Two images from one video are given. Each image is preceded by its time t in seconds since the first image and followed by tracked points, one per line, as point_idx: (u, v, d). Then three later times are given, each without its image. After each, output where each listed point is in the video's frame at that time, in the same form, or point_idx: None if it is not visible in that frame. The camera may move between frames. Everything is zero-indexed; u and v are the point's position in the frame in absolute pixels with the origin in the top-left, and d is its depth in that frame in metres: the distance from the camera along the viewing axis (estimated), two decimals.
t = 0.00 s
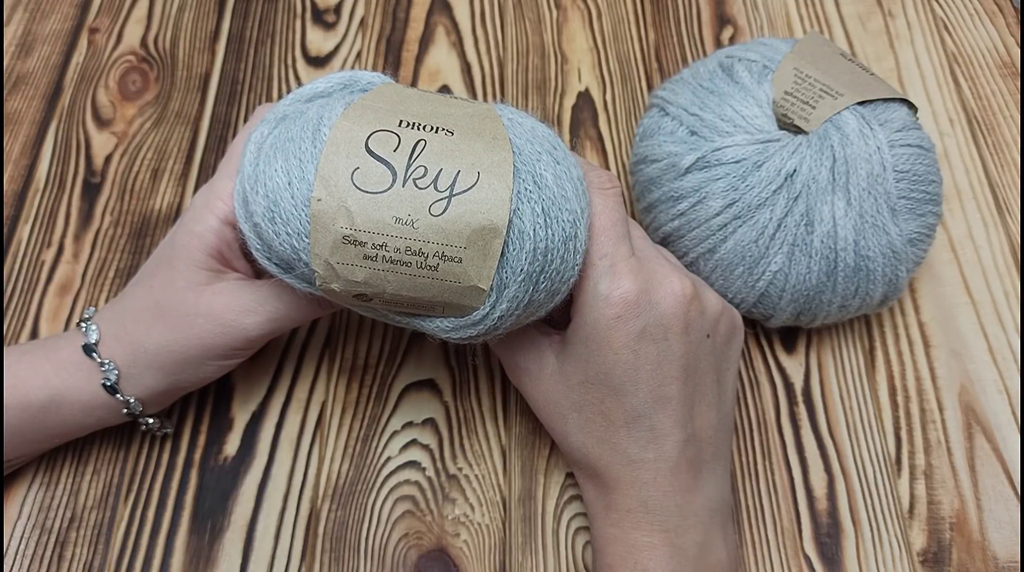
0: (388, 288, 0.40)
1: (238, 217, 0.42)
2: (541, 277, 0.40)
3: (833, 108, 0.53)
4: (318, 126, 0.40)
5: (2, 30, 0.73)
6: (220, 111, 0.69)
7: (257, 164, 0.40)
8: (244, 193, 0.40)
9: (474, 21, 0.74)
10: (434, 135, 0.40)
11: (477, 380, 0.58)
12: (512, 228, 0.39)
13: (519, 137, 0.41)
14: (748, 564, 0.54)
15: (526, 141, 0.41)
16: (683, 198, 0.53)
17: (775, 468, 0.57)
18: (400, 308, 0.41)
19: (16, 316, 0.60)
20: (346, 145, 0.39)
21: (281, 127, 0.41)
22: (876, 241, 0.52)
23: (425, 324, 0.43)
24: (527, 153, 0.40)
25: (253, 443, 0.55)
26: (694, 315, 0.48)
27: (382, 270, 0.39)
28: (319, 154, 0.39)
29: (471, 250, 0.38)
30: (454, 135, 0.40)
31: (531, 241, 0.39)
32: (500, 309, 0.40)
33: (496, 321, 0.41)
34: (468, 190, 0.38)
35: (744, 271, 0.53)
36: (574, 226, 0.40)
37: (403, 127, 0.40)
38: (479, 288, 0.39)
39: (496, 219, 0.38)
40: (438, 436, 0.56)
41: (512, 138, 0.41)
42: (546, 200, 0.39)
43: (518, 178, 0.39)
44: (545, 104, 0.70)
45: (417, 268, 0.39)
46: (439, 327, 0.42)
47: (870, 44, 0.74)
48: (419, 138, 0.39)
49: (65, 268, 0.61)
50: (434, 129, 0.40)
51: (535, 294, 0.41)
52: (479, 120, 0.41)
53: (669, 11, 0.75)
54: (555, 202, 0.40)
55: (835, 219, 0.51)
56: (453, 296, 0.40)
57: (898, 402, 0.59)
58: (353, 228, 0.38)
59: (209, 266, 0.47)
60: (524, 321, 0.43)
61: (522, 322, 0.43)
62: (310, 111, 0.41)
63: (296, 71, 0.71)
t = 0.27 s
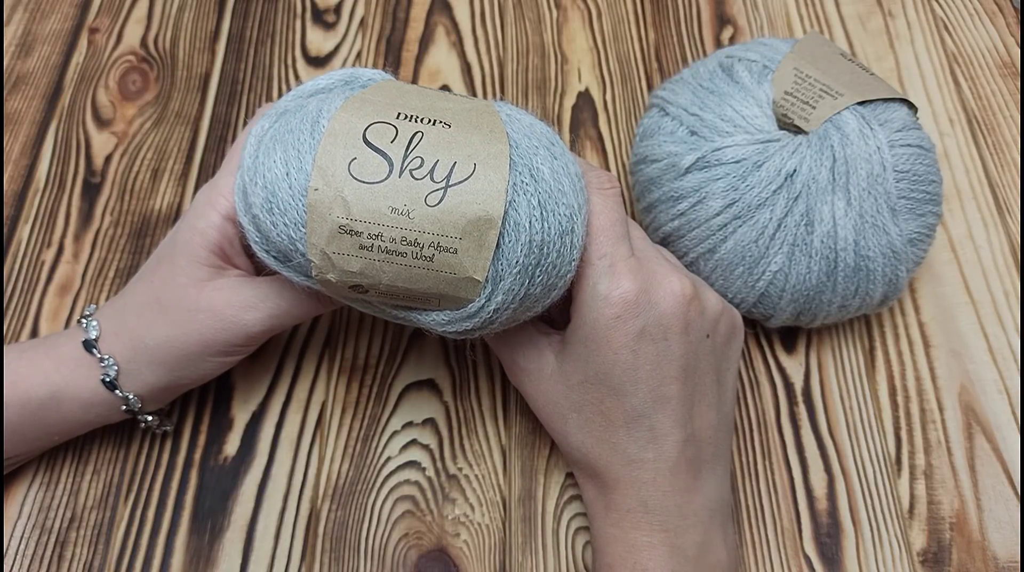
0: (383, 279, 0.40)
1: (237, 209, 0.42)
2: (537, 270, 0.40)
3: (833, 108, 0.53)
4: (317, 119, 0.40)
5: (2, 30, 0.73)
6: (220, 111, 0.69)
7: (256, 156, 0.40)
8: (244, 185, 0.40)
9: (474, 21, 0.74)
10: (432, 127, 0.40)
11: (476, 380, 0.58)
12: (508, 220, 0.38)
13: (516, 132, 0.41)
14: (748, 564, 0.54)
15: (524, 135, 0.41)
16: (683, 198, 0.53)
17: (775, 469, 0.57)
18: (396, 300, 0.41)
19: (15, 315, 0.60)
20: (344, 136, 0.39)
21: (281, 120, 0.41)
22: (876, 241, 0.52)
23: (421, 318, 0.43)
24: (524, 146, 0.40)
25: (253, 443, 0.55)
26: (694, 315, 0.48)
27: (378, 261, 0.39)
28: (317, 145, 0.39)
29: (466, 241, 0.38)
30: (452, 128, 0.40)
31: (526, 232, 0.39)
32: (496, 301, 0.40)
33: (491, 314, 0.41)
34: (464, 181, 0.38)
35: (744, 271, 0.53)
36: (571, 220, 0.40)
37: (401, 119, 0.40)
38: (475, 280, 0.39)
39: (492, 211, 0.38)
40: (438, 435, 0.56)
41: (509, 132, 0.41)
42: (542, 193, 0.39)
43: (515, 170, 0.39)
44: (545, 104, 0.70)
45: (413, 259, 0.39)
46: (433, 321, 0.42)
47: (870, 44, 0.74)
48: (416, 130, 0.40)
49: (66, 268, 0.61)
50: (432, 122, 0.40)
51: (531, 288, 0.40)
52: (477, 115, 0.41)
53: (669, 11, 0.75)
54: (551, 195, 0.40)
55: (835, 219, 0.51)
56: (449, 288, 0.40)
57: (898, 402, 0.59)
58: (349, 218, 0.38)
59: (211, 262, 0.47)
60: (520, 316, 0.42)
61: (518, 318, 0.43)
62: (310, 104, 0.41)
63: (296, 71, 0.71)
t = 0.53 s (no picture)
0: (367, 235, 0.40)
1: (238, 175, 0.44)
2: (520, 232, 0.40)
3: (833, 108, 0.53)
4: (314, 85, 0.42)
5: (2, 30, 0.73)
6: (220, 111, 0.69)
7: (256, 122, 0.42)
8: (243, 150, 0.42)
9: (474, 21, 0.74)
10: (423, 92, 0.42)
11: (477, 380, 0.58)
12: (491, 177, 0.39)
13: (507, 105, 0.42)
14: (748, 564, 0.54)
15: (514, 109, 0.42)
16: (683, 198, 0.53)
17: (775, 469, 0.57)
18: (380, 262, 0.41)
19: (15, 314, 0.60)
20: (337, 97, 0.41)
21: (283, 91, 0.43)
22: (876, 241, 0.52)
23: (405, 285, 0.42)
24: (512, 116, 0.42)
25: (253, 443, 0.55)
26: (693, 315, 0.47)
27: (362, 213, 0.39)
28: (311, 105, 0.41)
29: (448, 195, 0.39)
30: (442, 94, 0.42)
31: (508, 190, 0.39)
32: (477, 261, 0.40)
33: (473, 277, 0.40)
34: (448, 137, 0.40)
35: (745, 271, 0.53)
36: (556, 188, 0.41)
37: (394, 86, 0.42)
38: (456, 236, 0.39)
39: (475, 167, 0.39)
40: (438, 435, 0.56)
41: (499, 102, 0.42)
42: (527, 157, 0.40)
43: (501, 134, 0.40)
44: (545, 104, 0.70)
45: (396, 212, 0.39)
46: (416, 286, 0.42)
47: (870, 44, 0.74)
48: (407, 93, 0.41)
49: (66, 268, 0.61)
50: (423, 89, 0.42)
51: (514, 251, 0.40)
52: (469, 89, 0.43)
53: (669, 11, 0.75)
54: (536, 161, 0.40)
55: (835, 219, 0.51)
56: (431, 245, 0.40)
57: (898, 402, 0.59)
58: (335, 169, 0.39)
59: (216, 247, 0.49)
60: (504, 287, 0.42)
61: (503, 291, 0.43)
62: (311, 77, 0.43)
63: (296, 71, 0.71)
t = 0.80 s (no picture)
0: (363, 216, 0.40)
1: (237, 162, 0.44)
2: (517, 215, 0.40)
3: (833, 108, 0.53)
4: (315, 73, 0.43)
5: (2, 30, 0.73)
6: (220, 111, 0.69)
7: (257, 108, 0.43)
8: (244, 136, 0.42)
9: (474, 21, 0.74)
10: (423, 80, 0.42)
11: (477, 380, 0.58)
12: (489, 158, 0.39)
13: (505, 94, 0.43)
14: (748, 564, 0.54)
15: (512, 98, 0.43)
16: (684, 198, 0.53)
17: (775, 469, 0.57)
18: (376, 246, 0.41)
19: (15, 314, 0.60)
20: (338, 82, 0.41)
21: (285, 80, 0.44)
22: (876, 241, 0.52)
23: (398, 268, 0.42)
24: (511, 104, 0.42)
25: (253, 443, 0.55)
26: (693, 315, 0.47)
27: (359, 193, 0.40)
28: (312, 89, 0.41)
29: (446, 175, 0.39)
30: (442, 81, 0.43)
31: (506, 172, 0.39)
32: (473, 243, 0.39)
33: (468, 259, 0.40)
34: (447, 120, 0.40)
35: (745, 271, 0.53)
36: (553, 174, 0.41)
37: (395, 73, 0.43)
38: (453, 216, 0.39)
39: (473, 149, 0.39)
40: (438, 435, 0.56)
41: (498, 91, 0.43)
42: (525, 142, 0.41)
43: (499, 119, 0.41)
44: (545, 104, 0.70)
45: (393, 191, 0.39)
46: (411, 269, 0.41)
47: (870, 44, 0.74)
48: (407, 80, 0.42)
49: (66, 268, 0.61)
50: (423, 77, 0.43)
51: (511, 235, 0.40)
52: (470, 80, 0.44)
53: (669, 11, 0.75)
54: (534, 146, 0.41)
55: (835, 219, 0.51)
56: (428, 226, 0.39)
57: (898, 402, 0.59)
58: (334, 148, 0.39)
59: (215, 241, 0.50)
60: (500, 272, 0.41)
61: (499, 278, 0.42)
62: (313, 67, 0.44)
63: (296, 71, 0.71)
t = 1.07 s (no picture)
0: (361, 185, 0.40)
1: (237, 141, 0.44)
2: (514, 185, 0.40)
3: (833, 108, 0.53)
4: (318, 53, 0.44)
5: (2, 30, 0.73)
6: (220, 112, 0.69)
7: (260, 86, 0.44)
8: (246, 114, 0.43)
9: (474, 21, 0.74)
10: (424, 58, 0.44)
11: (477, 380, 0.58)
12: (487, 128, 0.40)
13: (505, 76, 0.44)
14: (748, 564, 0.54)
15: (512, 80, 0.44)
16: (683, 198, 0.53)
17: (775, 469, 0.57)
18: (372, 216, 0.41)
19: (15, 314, 0.60)
20: (341, 57, 0.42)
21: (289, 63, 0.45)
22: (876, 241, 0.52)
23: (393, 243, 0.41)
24: (511, 83, 0.43)
25: (253, 443, 0.55)
26: (693, 316, 0.47)
27: (357, 159, 0.40)
28: (315, 64, 0.42)
29: (444, 143, 0.39)
30: (443, 60, 0.44)
31: (504, 141, 0.40)
32: (470, 211, 0.39)
33: (464, 228, 0.39)
34: (447, 91, 0.41)
35: (745, 271, 0.53)
36: (551, 149, 0.41)
37: (397, 53, 0.44)
38: (450, 182, 0.39)
39: (472, 119, 0.40)
40: (438, 435, 0.56)
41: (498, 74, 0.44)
42: (523, 117, 0.41)
43: (499, 95, 0.41)
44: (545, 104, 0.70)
45: (391, 158, 0.40)
46: (405, 243, 0.41)
47: (870, 44, 0.74)
48: (409, 58, 0.43)
49: (66, 268, 0.61)
50: (425, 56, 0.44)
51: (508, 205, 0.40)
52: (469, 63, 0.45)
53: (669, 11, 0.75)
54: (532, 121, 0.41)
55: (835, 219, 0.51)
56: (424, 192, 0.39)
57: (898, 402, 0.59)
58: (334, 115, 0.40)
59: (215, 237, 0.50)
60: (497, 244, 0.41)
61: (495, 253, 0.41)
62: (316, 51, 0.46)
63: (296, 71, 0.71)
